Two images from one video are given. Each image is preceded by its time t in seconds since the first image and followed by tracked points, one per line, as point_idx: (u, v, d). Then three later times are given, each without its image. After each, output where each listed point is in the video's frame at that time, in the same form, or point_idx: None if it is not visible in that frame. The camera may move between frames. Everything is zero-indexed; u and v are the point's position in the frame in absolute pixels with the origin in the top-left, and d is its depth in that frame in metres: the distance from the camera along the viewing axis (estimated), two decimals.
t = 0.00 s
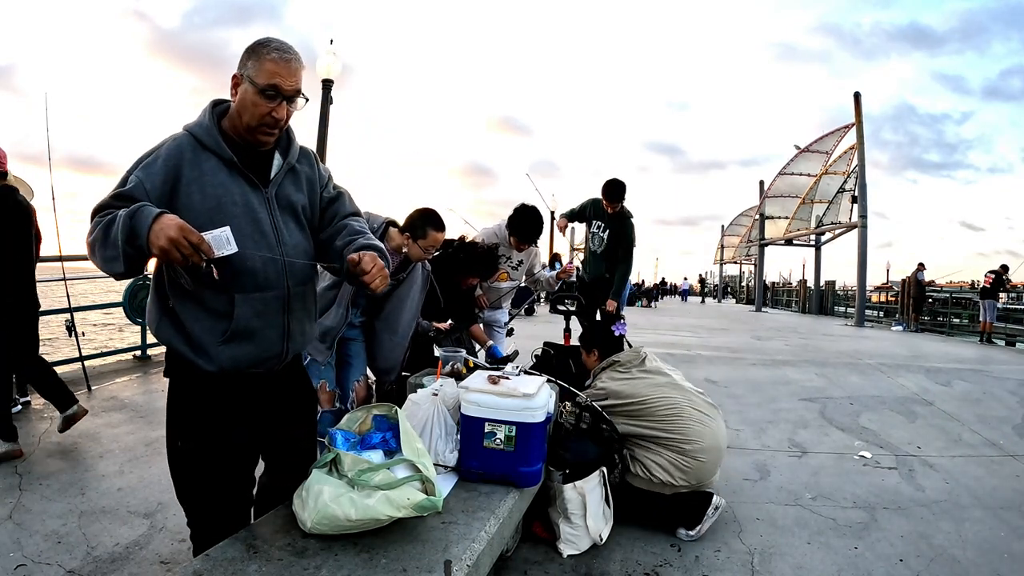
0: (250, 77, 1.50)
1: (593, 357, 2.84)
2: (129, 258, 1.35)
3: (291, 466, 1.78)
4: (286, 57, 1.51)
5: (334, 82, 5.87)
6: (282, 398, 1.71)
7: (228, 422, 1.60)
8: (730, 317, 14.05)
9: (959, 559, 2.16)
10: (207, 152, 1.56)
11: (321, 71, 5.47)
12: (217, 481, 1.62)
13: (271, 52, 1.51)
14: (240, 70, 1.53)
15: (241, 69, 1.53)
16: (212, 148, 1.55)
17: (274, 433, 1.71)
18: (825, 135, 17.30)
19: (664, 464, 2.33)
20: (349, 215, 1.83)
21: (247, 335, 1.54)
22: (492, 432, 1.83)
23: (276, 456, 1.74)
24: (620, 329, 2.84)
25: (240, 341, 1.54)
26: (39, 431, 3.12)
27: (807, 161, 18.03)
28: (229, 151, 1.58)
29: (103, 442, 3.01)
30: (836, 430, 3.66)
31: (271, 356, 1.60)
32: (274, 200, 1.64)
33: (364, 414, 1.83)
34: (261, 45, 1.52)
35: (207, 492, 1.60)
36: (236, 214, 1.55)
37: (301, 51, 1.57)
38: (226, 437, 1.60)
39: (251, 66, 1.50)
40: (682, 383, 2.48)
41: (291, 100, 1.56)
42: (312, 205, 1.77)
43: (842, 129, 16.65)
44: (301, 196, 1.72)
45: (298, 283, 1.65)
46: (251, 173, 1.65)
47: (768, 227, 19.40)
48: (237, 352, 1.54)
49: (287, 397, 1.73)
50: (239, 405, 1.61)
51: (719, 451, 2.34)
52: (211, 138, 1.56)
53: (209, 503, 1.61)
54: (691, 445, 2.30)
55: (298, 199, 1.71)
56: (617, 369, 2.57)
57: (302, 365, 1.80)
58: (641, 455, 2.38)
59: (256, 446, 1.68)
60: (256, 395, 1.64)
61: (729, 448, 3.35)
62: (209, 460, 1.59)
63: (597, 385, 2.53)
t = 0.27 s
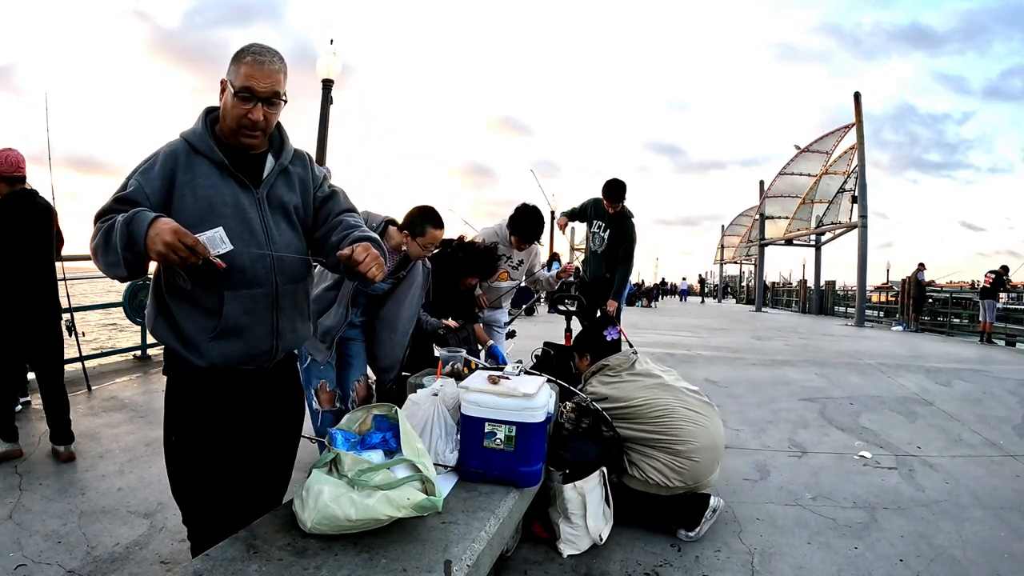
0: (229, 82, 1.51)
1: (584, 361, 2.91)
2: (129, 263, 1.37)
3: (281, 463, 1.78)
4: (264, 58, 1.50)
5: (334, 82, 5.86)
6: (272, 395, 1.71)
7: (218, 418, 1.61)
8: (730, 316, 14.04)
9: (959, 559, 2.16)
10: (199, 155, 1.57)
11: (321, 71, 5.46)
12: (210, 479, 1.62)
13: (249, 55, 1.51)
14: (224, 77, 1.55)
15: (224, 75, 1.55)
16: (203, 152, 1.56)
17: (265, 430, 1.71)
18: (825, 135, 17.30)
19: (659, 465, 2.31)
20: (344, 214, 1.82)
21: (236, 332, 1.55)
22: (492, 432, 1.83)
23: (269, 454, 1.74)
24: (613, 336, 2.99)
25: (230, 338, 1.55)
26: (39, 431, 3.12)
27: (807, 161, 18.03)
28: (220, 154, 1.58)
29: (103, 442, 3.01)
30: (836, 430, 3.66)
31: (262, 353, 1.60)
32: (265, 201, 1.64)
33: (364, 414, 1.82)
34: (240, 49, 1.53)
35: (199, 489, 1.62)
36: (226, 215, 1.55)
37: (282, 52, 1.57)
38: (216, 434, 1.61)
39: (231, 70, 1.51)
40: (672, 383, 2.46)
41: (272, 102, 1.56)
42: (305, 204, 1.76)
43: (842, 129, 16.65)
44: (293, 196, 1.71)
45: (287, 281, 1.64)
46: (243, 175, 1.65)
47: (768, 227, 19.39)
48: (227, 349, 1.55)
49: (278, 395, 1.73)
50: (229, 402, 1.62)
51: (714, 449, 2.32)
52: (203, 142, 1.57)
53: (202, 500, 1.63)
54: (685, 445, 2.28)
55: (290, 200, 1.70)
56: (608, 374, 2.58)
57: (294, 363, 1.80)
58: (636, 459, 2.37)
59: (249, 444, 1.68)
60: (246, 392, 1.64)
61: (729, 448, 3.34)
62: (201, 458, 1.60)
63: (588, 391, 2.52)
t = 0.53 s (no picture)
0: (223, 88, 1.55)
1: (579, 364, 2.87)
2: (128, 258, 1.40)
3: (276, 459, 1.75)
4: (254, 63, 1.52)
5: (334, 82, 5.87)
6: (261, 388, 1.68)
7: (206, 411, 1.60)
8: (730, 317, 14.04)
9: (959, 559, 2.16)
10: (195, 157, 1.59)
11: (321, 71, 5.46)
12: (201, 473, 1.62)
13: (241, 62, 1.54)
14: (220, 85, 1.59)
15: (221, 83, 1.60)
16: (198, 153, 1.58)
17: (255, 424, 1.70)
18: (826, 135, 17.30)
19: (656, 465, 2.31)
20: (338, 212, 1.79)
21: (222, 325, 1.56)
22: (492, 432, 1.83)
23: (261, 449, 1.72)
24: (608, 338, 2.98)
25: (216, 331, 1.56)
26: (39, 431, 3.12)
27: (807, 161, 18.03)
28: (214, 157, 1.60)
29: (103, 442, 3.01)
30: (836, 430, 3.66)
31: (248, 347, 1.60)
32: (257, 201, 1.64)
33: (363, 414, 1.82)
34: (234, 57, 1.57)
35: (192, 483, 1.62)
36: (216, 214, 1.56)
37: (274, 58, 1.58)
38: (204, 427, 1.61)
39: (225, 77, 1.55)
40: (664, 382, 2.46)
41: (263, 105, 1.57)
42: (298, 205, 1.74)
43: (842, 129, 16.65)
44: (285, 198, 1.70)
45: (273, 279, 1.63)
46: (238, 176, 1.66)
47: (768, 227, 19.39)
48: (213, 341, 1.56)
49: (268, 388, 1.70)
50: (216, 394, 1.61)
51: (709, 446, 2.32)
52: (198, 144, 1.59)
53: (195, 495, 1.63)
54: (680, 445, 2.28)
55: (282, 201, 1.68)
56: (601, 376, 2.58)
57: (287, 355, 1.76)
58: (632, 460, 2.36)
59: (239, 438, 1.67)
60: (234, 385, 1.62)
61: (729, 448, 3.35)
62: (191, 451, 1.61)
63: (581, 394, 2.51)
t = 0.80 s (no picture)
0: (221, 91, 1.56)
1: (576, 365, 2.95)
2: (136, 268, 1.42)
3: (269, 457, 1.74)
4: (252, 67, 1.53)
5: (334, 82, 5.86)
6: (246, 381, 1.68)
7: (192, 407, 1.61)
8: (730, 317, 14.03)
9: (959, 559, 2.16)
10: (193, 159, 1.62)
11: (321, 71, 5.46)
12: (189, 472, 1.62)
13: (239, 66, 1.56)
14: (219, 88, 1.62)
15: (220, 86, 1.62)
16: (195, 154, 1.60)
17: (241, 420, 1.69)
18: (826, 135, 17.30)
19: (652, 464, 2.32)
20: (334, 209, 1.76)
21: (209, 321, 1.58)
22: (493, 432, 1.83)
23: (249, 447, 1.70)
24: (604, 340, 3.06)
25: (204, 327, 1.58)
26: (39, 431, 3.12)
27: (807, 161, 18.04)
28: (211, 158, 1.62)
29: (104, 442, 3.01)
30: (837, 430, 3.66)
31: (235, 343, 1.61)
32: (251, 202, 1.65)
33: (364, 414, 1.82)
34: (234, 60, 1.58)
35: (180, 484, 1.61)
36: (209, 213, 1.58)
37: (272, 63, 1.60)
38: (190, 423, 1.61)
39: (222, 80, 1.57)
40: (658, 381, 2.45)
41: (261, 109, 1.59)
42: (293, 206, 1.73)
43: (842, 129, 16.65)
44: (280, 199, 1.70)
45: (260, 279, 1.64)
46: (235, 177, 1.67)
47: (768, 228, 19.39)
48: (202, 337, 1.58)
49: (254, 382, 1.70)
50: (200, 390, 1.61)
51: (705, 444, 2.32)
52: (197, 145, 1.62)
53: (185, 497, 1.61)
54: (675, 444, 2.28)
55: (276, 203, 1.68)
56: (596, 376, 2.58)
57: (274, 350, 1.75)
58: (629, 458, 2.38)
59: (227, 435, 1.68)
60: (221, 378, 1.64)
61: (729, 448, 3.35)
62: (180, 450, 1.61)
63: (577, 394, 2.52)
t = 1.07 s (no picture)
0: (207, 91, 1.56)
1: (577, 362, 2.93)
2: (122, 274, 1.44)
3: (258, 458, 1.72)
4: (238, 66, 1.53)
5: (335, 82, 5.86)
6: (244, 382, 1.69)
7: (183, 403, 1.60)
8: (731, 317, 14.03)
9: (959, 560, 2.16)
10: (182, 158, 1.61)
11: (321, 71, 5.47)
12: (177, 470, 1.59)
13: (224, 66, 1.55)
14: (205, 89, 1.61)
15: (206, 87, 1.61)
16: (184, 154, 1.60)
17: (235, 420, 1.69)
18: (826, 136, 17.30)
19: (652, 464, 2.32)
20: (310, 216, 1.76)
21: (202, 318, 1.57)
22: (493, 433, 1.83)
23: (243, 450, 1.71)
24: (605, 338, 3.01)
25: (196, 324, 1.57)
26: (40, 431, 3.12)
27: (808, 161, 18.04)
28: (200, 158, 1.61)
29: (104, 442, 3.01)
30: (837, 430, 3.66)
31: (228, 340, 1.60)
32: (241, 200, 1.64)
33: (364, 414, 1.83)
34: (219, 61, 1.58)
35: (165, 482, 1.57)
36: (199, 212, 1.57)
37: (258, 61, 1.59)
38: (182, 420, 1.59)
39: (208, 81, 1.56)
40: (660, 381, 2.45)
41: (248, 108, 1.58)
42: (282, 204, 1.74)
43: (843, 129, 16.65)
44: (270, 197, 1.70)
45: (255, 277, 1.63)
46: (224, 177, 1.67)
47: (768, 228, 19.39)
48: (194, 334, 1.57)
49: (251, 383, 1.70)
50: (194, 386, 1.61)
51: (705, 444, 2.32)
52: (184, 145, 1.61)
53: (169, 495, 1.57)
54: (675, 444, 2.28)
55: (266, 200, 1.69)
56: (597, 375, 2.59)
57: (271, 353, 1.76)
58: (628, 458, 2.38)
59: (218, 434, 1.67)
60: (213, 376, 1.63)
61: (729, 448, 3.35)
62: (166, 446, 1.57)
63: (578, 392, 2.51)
